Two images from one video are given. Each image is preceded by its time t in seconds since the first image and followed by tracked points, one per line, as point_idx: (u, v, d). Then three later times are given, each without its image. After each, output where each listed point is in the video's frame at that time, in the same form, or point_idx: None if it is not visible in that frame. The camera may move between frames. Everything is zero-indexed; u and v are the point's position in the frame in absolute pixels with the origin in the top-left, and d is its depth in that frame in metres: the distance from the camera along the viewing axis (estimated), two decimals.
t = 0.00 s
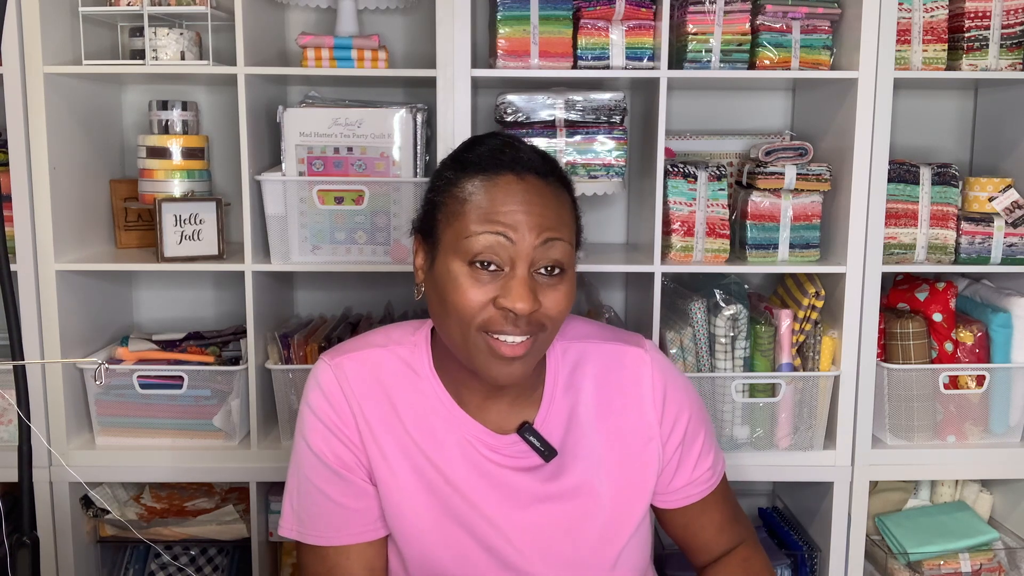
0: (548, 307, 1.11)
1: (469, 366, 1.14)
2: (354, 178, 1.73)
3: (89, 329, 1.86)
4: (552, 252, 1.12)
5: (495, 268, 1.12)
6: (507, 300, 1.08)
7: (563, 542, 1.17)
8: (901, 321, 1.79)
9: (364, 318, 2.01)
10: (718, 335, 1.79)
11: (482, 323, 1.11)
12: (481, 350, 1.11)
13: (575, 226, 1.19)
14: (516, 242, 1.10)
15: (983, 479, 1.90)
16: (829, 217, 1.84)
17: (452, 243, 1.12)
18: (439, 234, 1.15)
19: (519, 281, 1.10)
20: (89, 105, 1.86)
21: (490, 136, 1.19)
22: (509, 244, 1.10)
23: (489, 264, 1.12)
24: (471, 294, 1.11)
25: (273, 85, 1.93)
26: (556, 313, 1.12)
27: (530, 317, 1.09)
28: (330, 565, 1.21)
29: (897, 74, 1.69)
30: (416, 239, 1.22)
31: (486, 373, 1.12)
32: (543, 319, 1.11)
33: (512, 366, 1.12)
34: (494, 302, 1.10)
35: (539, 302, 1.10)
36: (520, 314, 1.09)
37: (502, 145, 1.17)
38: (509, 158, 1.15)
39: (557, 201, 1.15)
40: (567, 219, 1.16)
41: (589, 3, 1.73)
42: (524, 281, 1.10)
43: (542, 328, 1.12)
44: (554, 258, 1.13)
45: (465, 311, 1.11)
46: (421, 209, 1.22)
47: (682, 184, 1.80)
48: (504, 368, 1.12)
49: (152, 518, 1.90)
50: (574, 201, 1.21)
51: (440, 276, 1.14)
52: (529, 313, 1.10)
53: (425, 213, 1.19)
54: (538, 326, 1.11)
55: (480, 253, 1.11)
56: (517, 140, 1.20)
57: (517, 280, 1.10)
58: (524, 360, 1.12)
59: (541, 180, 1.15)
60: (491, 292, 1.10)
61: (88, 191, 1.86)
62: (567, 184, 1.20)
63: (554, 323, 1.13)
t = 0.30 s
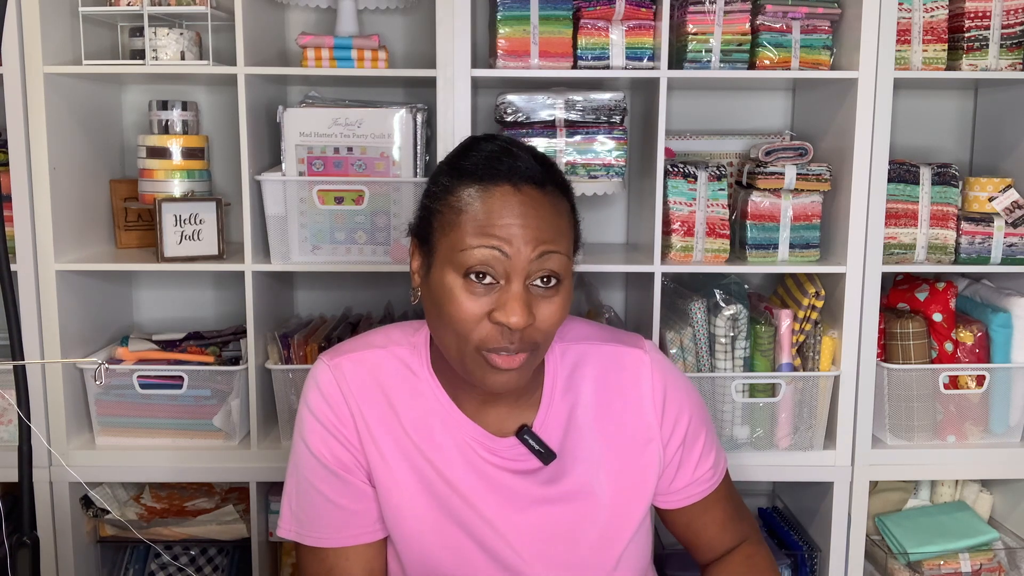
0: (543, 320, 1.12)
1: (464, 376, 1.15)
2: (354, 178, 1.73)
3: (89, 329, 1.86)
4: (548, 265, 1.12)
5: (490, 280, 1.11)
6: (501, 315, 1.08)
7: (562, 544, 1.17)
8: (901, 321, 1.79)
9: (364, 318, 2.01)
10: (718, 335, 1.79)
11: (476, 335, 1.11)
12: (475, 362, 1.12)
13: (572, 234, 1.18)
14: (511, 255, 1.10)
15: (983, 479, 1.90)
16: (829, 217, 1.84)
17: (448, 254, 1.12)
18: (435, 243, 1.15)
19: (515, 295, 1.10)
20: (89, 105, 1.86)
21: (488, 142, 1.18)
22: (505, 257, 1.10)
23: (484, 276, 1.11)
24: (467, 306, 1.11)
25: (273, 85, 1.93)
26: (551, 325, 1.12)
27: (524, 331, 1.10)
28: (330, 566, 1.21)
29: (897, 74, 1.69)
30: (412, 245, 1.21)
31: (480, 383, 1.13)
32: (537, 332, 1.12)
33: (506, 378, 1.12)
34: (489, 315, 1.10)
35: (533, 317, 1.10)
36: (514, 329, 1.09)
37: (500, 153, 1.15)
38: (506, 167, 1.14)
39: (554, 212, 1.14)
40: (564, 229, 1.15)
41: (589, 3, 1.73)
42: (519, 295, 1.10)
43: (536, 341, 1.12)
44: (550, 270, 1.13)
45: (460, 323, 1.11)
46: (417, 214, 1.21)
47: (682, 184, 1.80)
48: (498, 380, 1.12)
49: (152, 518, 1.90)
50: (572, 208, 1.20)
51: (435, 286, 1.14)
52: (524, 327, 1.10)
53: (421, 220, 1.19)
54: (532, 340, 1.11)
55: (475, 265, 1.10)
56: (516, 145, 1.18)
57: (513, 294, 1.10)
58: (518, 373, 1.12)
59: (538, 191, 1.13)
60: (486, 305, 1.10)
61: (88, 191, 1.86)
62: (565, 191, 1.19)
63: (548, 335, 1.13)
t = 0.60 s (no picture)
0: (543, 324, 1.12)
1: (464, 378, 1.15)
2: (354, 178, 1.73)
3: (89, 329, 1.86)
4: (548, 267, 1.12)
5: (490, 283, 1.11)
6: (501, 318, 1.09)
7: (561, 545, 1.17)
8: (901, 321, 1.79)
9: (364, 318, 2.01)
10: (718, 335, 1.79)
11: (476, 338, 1.11)
12: (475, 365, 1.12)
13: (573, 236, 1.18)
14: (511, 258, 1.10)
15: (984, 479, 1.90)
16: (829, 217, 1.84)
17: (448, 257, 1.12)
18: (435, 246, 1.15)
19: (515, 298, 1.10)
20: (89, 106, 1.86)
21: (488, 143, 1.17)
22: (505, 260, 1.10)
23: (484, 278, 1.11)
24: (466, 309, 1.11)
25: (273, 85, 1.93)
26: (551, 328, 1.12)
27: (524, 334, 1.10)
28: (330, 566, 1.21)
29: (897, 74, 1.69)
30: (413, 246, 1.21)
31: (480, 386, 1.14)
32: (538, 335, 1.12)
33: (505, 380, 1.13)
34: (489, 318, 1.10)
35: (533, 320, 1.10)
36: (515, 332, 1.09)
37: (500, 155, 1.15)
38: (506, 170, 1.14)
39: (554, 215, 1.13)
40: (565, 232, 1.15)
41: (589, 3, 1.73)
42: (519, 298, 1.10)
43: (536, 343, 1.12)
44: (550, 272, 1.13)
45: (460, 326, 1.11)
46: (418, 215, 1.21)
47: (682, 184, 1.80)
48: (498, 383, 1.12)
49: (152, 518, 1.90)
50: (572, 209, 1.20)
51: (435, 288, 1.14)
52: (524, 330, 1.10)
53: (422, 222, 1.18)
54: (532, 342, 1.12)
55: (475, 268, 1.10)
56: (516, 147, 1.18)
57: (512, 297, 1.10)
58: (518, 375, 1.13)
59: (538, 193, 1.13)
60: (486, 308, 1.11)
61: (88, 191, 1.86)
62: (566, 192, 1.19)
63: (548, 337, 1.13)
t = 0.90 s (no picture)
0: (538, 306, 1.11)
1: (461, 367, 1.14)
2: (354, 178, 1.73)
3: (89, 329, 1.86)
4: (542, 250, 1.12)
5: (485, 266, 1.12)
6: (496, 299, 1.08)
7: (559, 541, 1.17)
8: (901, 321, 1.79)
9: (364, 318, 2.01)
10: (718, 334, 1.79)
11: (472, 323, 1.10)
12: (472, 350, 1.11)
13: (567, 224, 1.18)
14: (505, 240, 1.10)
15: (984, 479, 1.90)
16: (829, 217, 1.84)
17: (443, 242, 1.13)
18: (430, 232, 1.15)
19: (509, 280, 1.10)
20: (89, 106, 1.86)
21: (482, 133, 1.19)
22: (499, 241, 1.10)
23: (479, 263, 1.12)
24: (461, 293, 1.11)
25: (273, 85, 1.93)
26: (547, 311, 1.12)
27: (519, 317, 1.09)
28: (329, 565, 1.21)
29: (897, 74, 1.69)
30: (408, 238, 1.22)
31: (478, 373, 1.12)
32: (533, 319, 1.11)
33: (502, 366, 1.11)
34: (484, 302, 1.10)
35: (528, 302, 1.10)
36: (510, 314, 1.08)
37: (493, 142, 1.16)
38: (499, 155, 1.15)
39: (547, 199, 1.14)
40: (558, 217, 1.15)
41: (589, 3, 1.73)
42: (513, 280, 1.10)
43: (533, 328, 1.11)
44: (544, 256, 1.13)
45: (455, 310, 1.11)
46: (413, 208, 1.22)
47: (682, 184, 1.79)
48: (495, 369, 1.11)
49: (152, 518, 1.90)
50: (566, 199, 1.21)
51: (431, 275, 1.14)
52: (519, 312, 1.09)
53: (417, 212, 1.19)
54: (528, 326, 1.11)
55: (470, 251, 1.11)
56: (509, 136, 1.19)
57: (507, 279, 1.10)
58: (515, 361, 1.11)
59: (531, 178, 1.14)
60: (480, 292, 1.10)
61: (88, 191, 1.86)
62: (559, 182, 1.20)
63: (544, 323, 1.13)
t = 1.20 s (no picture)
0: (536, 292, 1.11)
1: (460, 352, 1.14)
2: (354, 178, 1.73)
3: (89, 329, 1.86)
4: (539, 237, 1.12)
5: (483, 253, 1.12)
6: (494, 285, 1.08)
7: (558, 529, 1.16)
8: (901, 321, 1.79)
9: (364, 317, 2.01)
10: (718, 335, 1.79)
11: (471, 308, 1.11)
12: (470, 335, 1.11)
13: (563, 211, 1.18)
14: (503, 227, 1.10)
15: (984, 479, 1.90)
16: (829, 217, 1.84)
17: (442, 229, 1.13)
18: (429, 220, 1.15)
19: (507, 267, 1.10)
20: (89, 106, 1.86)
21: (479, 122, 1.19)
22: (497, 228, 1.10)
23: (477, 249, 1.12)
24: (460, 280, 1.11)
25: (273, 85, 1.93)
26: (545, 297, 1.12)
27: (517, 301, 1.09)
28: (329, 563, 1.21)
29: (897, 74, 1.69)
30: (407, 226, 1.22)
31: (476, 358, 1.13)
32: (531, 304, 1.11)
33: (501, 351, 1.12)
34: (483, 287, 1.10)
35: (526, 288, 1.10)
36: (508, 299, 1.09)
37: (490, 131, 1.16)
38: (497, 143, 1.15)
39: (544, 187, 1.14)
40: (554, 204, 1.15)
41: (589, 3, 1.73)
42: (511, 266, 1.10)
43: (531, 313, 1.12)
44: (541, 242, 1.13)
45: (454, 296, 1.11)
46: (412, 196, 1.21)
47: (682, 184, 1.79)
48: (493, 353, 1.12)
49: (152, 518, 1.90)
50: (563, 187, 1.21)
51: (430, 262, 1.14)
52: (517, 298, 1.10)
53: (416, 200, 1.19)
54: (526, 311, 1.11)
55: (469, 238, 1.11)
56: (507, 125, 1.19)
57: (505, 265, 1.10)
58: (513, 346, 1.12)
59: (528, 166, 1.14)
60: (479, 277, 1.11)
61: (88, 191, 1.86)
62: (556, 170, 1.20)
63: (542, 308, 1.13)
